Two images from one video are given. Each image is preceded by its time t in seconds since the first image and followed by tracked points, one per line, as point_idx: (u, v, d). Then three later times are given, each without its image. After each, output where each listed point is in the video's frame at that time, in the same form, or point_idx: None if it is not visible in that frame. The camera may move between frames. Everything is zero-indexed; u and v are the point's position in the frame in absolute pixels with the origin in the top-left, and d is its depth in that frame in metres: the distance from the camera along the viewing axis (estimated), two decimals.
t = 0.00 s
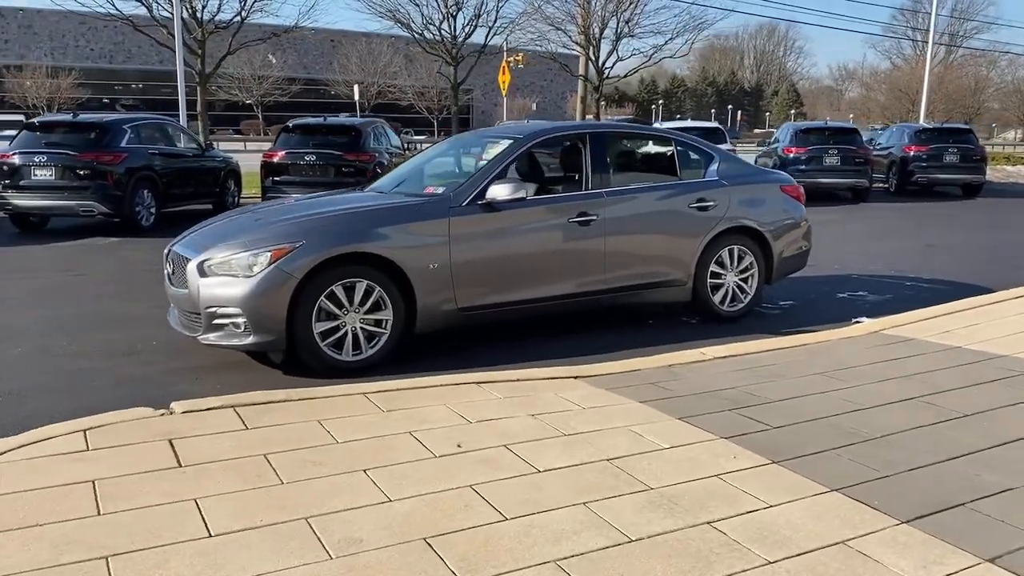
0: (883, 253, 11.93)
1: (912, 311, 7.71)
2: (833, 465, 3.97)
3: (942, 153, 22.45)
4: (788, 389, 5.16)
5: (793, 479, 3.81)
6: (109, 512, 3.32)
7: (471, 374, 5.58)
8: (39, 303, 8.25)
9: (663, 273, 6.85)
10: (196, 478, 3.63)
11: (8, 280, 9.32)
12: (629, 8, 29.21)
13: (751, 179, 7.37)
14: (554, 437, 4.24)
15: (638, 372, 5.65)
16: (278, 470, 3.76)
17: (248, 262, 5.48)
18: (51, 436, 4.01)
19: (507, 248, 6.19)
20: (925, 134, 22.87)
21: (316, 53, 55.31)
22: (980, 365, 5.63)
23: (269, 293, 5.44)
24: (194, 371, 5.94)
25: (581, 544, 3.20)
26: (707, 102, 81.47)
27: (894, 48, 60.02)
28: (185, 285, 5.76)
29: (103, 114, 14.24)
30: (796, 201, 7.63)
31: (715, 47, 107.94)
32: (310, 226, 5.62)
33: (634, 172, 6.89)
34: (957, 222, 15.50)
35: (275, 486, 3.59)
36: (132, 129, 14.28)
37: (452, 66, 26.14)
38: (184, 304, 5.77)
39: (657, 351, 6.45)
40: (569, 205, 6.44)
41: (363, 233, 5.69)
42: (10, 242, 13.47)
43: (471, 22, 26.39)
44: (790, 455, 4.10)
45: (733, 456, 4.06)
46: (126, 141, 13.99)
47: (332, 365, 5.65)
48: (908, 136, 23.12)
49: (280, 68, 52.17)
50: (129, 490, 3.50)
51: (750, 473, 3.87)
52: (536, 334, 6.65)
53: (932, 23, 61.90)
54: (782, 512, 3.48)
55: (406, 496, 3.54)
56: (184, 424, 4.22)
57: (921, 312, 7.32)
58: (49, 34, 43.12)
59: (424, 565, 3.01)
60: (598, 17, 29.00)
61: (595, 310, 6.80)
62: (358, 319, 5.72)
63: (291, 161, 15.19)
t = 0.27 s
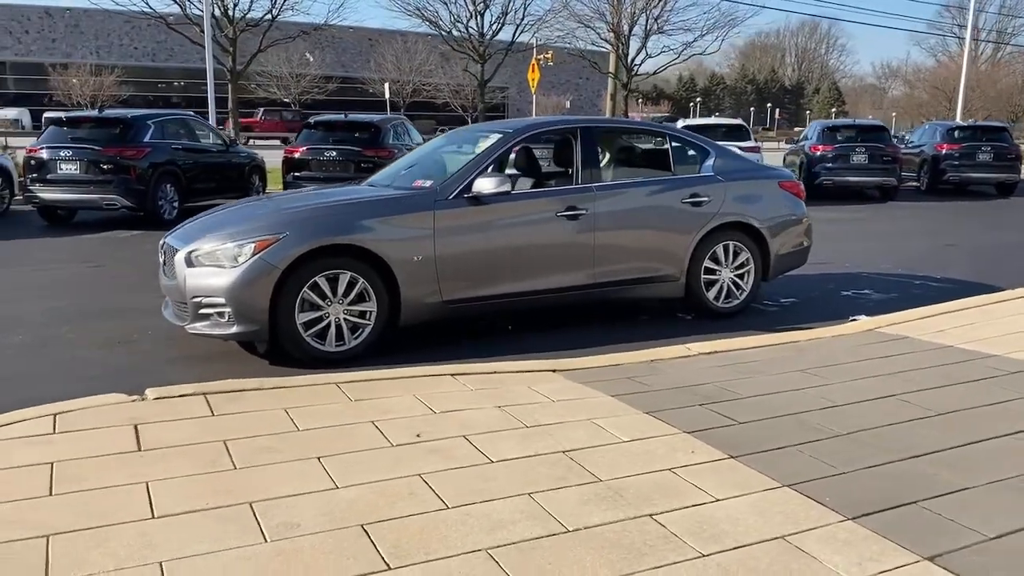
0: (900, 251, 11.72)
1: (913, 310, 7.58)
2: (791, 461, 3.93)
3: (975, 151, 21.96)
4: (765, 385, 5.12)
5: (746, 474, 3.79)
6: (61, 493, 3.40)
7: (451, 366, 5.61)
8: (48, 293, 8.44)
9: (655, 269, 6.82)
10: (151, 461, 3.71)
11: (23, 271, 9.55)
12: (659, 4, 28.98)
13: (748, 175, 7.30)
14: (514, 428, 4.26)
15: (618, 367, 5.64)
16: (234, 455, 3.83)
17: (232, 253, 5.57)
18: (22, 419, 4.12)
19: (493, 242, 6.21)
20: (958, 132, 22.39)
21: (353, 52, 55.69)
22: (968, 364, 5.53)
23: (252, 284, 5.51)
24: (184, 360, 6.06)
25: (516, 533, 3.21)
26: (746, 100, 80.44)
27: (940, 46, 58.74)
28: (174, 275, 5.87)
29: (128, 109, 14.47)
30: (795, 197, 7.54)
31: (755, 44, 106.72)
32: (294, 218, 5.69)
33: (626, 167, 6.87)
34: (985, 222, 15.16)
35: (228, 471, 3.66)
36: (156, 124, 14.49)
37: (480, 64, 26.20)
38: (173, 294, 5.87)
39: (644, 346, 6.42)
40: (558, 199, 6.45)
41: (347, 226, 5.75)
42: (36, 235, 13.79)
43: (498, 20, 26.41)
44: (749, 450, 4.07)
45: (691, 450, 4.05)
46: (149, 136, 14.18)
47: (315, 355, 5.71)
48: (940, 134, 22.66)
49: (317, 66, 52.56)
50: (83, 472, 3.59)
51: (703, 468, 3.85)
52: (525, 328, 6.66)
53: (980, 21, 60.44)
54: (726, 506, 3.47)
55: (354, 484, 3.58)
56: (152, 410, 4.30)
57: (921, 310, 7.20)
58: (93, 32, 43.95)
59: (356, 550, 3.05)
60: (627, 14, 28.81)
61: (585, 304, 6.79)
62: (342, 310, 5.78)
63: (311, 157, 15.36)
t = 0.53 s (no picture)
0: (920, 256, 11.50)
1: (916, 317, 7.44)
2: (750, 472, 3.89)
3: (1011, 152, 21.43)
4: (742, 394, 5.06)
5: (701, 485, 3.76)
6: (17, 491, 3.49)
7: (432, 369, 5.63)
8: (60, 292, 8.63)
9: (647, 274, 6.78)
10: (112, 461, 3.78)
11: (40, 270, 9.77)
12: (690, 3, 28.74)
13: (747, 178, 7.21)
14: (477, 433, 4.27)
15: (600, 372, 5.62)
16: (194, 455, 3.89)
17: (218, 255, 5.65)
18: None
19: (481, 245, 6.22)
20: (994, 134, 21.90)
21: (390, 52, 55.93)
22: (957, 373, 5.42)
23: (236, 285, 5.59)
24: (175, 360, 6.16)
25: (455, 539, 3.22)
26: (787, 99, 79.31)
27: (987, 44, 57.37)
28: (164, 276, 5.97)
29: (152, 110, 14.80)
30: (796, 201, 7.44)
31: (797, 42, 105.28)
32: (280, 221, 5.76)
33: (619, 171, 6.83)
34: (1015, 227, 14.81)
35: (184, 471, 3.72)
36: (179, 125, 14.79)
37: (507, 64, 26.23)
38: (163, 295, 5.98)
39: (633, 351, 6.39)
40: (547, 203, 6.44)
41: (332, 229, 5.80)
42: (62, 233, 14.10)
43: (526, 20, 26.40)
44: (710, 460, 4.03)
45: (651, 459, 4.02)
46: (171, 136, 14.52)
47: (300, 357, 5.77)
48: (975, 135, 22.17)
49: (353, 65, 52.92)
50: (44, 470, 3.67)
51: (659, 477, 3.83)
52: (515, 332, 6.67)
53: None
54: (673, 516, 3.44)
55: (303, 487, 3.62)
56: (124, 410, 4.39)
57: (922, 318, 7.06)
58: (135, 32, 44.65)
59: (291, 553, 3.08)
60: (657, 13, 28.60)
61: (576, 308, 6.77)
62: (326, 312, 5.84)
63: (331, 158, 15.51)
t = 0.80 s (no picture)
0: (936, 258, 11.26)
1: (917, 321, 7.28)
2: (708, 479, 3.82)
3: None
4: (720, 398, 4.98)
5: (657, 491, 3.70)
6: None
7: (411, 368, 5.62)
8: (65, 286, 8.74)
9: (638, 274, 6.71)
10: (69, 456, 3.81)
11: (51, 265, 9.92)
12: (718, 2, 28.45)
13: (743, 180, 7.12)
14: (439, 434, 4.24)
15: (580, 374, 5.57)
16: (152, 452, 3.90)
17: (201, 252, 5.69)
18: None
19: (467, 245, 6.20)
20: None
21: (423, 51, 55.78)
22: (945, 380, 5.28)
23: (218, 283, 5.62)
24: (163, 355, 6.21)
25: (393, 541, 3.20)
26: (825, 99, 78.14)
27: None
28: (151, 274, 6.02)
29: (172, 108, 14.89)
30: (794, 202, 7.32)
31: (835, 42, 103.73)
32: (263, 219, 5.78)
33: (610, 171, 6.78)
34: None
35: (138, 467, 3.74)
36: (198, 124, 14.89)
37: (531, 63, 26.18)
38: (149, 291, 6.03)
39: (620, 352, 6.32)
40: (535, 202, 6.40)
41: (315, 227, 5.81)
42: (84, 229, 14.32)
43: (551, 19, 26.31)
44: (671, 465, 3.97)
45: (610, 463, 3.96)
46: (190, 135, 14.63)
47: (282, 354, 5.79)
48: (1007, 137, 21.69)
49: (386, 65, 53.10)
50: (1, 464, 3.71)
51: (614, 481, 3.77)
52: (503, 332, 6.63)
53: None
54: (620, 521, 3.38)
55: (253, 485, 3.62)
56: (93, 405, 4.42)
57: (921, 322, 6.91)
58: (173, 33, 45.11)
59: (226, 552, 3.08)
60: (685, 12, 28.34)
61: (566, 309, 6.72)
62: (309, 310, 5.85)
63: (348, 156, 15.59)
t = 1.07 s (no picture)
0: (955, 264, 11.01)
1: (920, 329, 7.11)
2: (667, 492, 3.75)
3: None
4: (698, 407, 4.90)
5: (613, 504, 3.63)
6: None
7: (393, 372, 5.61)
8: (73, 284, 8.85)
9: (630, 279, 6.64)
10: (30, 458, 3.84)
11: (64, 263, 10.06)
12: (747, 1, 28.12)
13: (740, 184, 7.01)
14: (403, 441, 4.21)
15: (562, 380, 5.51)
16: (113, 455, 3.92)
17: (187, 254, 5.73)
18: None
19: (454, 249, 6.17)
20: None
21: (457, 50, 55.42)
22: (934, 392, 5.15)
23: (203, 285, 5.65)
24: (153, 355, 6.26)
25: (333, 551, 3.18)
26: (864, 99, 76.84)
27: None
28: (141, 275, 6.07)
29: (192, 108, 15.09)
30: (793, 207, 7.20)
31: (876, 40, 101.94)
32: (249, 221, 5.81)
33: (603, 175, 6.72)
34: None
35: (96, 471, 3.76)
36: (217, 124, 15.06)
37: (557, 63, 26.09)
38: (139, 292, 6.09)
39: (609, 358, 6.25)
40: (525, 206, 6.36)
41: (301, 230, 5.83)
42: (105, 227, 14.52)
43: (578, 18, 26.19)
44: (632, 476, 3.90)
45: (570, 473, 3.91)
46: (209, 135, 14.80)
47: (267, 357, 5.81)
48: None
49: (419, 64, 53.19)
50: None
51: (570, 493, 3.72)
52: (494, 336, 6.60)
53: None
54: (566, 535, 3.33)
55: (206, 491, 3.62)
56: (66, 406, 4.46)
57: (922, 331, 6.74)
58: (211, 32, 45.56)
59: (163, 559, 3.07)
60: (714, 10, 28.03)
61: (557, 313, 6.67)
62: (294, 313, 5.86)
63: (365, 156, 15.64)
